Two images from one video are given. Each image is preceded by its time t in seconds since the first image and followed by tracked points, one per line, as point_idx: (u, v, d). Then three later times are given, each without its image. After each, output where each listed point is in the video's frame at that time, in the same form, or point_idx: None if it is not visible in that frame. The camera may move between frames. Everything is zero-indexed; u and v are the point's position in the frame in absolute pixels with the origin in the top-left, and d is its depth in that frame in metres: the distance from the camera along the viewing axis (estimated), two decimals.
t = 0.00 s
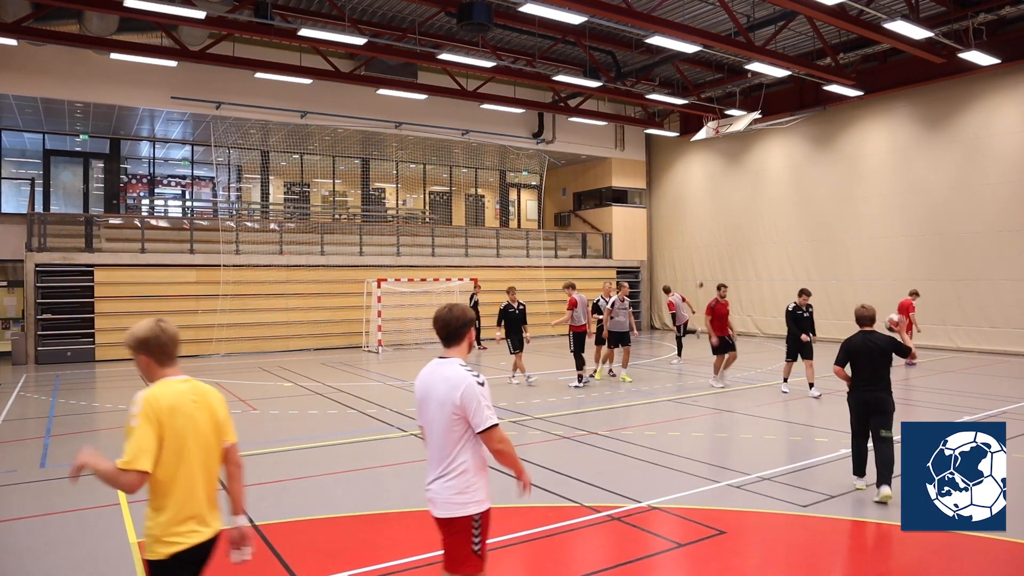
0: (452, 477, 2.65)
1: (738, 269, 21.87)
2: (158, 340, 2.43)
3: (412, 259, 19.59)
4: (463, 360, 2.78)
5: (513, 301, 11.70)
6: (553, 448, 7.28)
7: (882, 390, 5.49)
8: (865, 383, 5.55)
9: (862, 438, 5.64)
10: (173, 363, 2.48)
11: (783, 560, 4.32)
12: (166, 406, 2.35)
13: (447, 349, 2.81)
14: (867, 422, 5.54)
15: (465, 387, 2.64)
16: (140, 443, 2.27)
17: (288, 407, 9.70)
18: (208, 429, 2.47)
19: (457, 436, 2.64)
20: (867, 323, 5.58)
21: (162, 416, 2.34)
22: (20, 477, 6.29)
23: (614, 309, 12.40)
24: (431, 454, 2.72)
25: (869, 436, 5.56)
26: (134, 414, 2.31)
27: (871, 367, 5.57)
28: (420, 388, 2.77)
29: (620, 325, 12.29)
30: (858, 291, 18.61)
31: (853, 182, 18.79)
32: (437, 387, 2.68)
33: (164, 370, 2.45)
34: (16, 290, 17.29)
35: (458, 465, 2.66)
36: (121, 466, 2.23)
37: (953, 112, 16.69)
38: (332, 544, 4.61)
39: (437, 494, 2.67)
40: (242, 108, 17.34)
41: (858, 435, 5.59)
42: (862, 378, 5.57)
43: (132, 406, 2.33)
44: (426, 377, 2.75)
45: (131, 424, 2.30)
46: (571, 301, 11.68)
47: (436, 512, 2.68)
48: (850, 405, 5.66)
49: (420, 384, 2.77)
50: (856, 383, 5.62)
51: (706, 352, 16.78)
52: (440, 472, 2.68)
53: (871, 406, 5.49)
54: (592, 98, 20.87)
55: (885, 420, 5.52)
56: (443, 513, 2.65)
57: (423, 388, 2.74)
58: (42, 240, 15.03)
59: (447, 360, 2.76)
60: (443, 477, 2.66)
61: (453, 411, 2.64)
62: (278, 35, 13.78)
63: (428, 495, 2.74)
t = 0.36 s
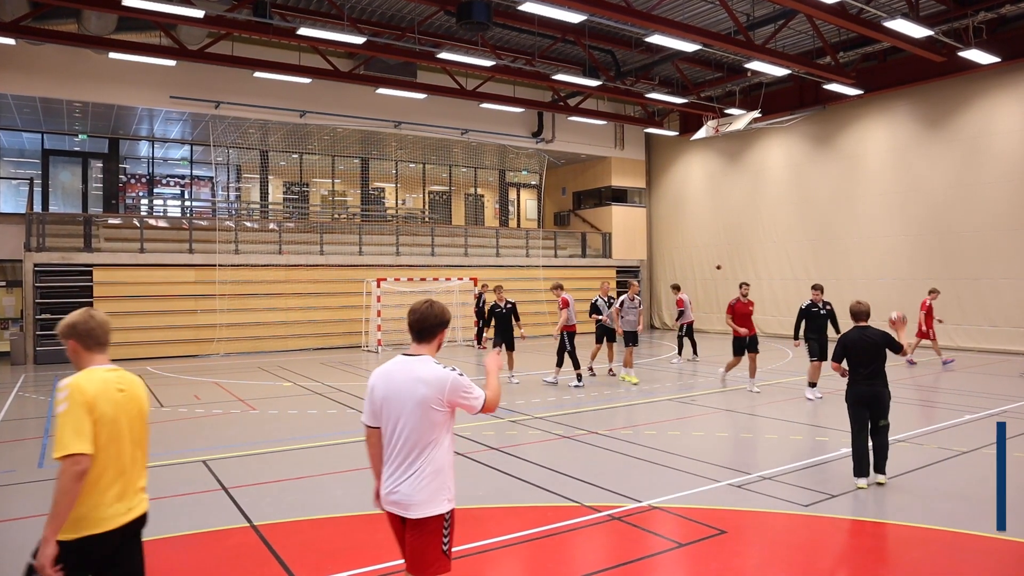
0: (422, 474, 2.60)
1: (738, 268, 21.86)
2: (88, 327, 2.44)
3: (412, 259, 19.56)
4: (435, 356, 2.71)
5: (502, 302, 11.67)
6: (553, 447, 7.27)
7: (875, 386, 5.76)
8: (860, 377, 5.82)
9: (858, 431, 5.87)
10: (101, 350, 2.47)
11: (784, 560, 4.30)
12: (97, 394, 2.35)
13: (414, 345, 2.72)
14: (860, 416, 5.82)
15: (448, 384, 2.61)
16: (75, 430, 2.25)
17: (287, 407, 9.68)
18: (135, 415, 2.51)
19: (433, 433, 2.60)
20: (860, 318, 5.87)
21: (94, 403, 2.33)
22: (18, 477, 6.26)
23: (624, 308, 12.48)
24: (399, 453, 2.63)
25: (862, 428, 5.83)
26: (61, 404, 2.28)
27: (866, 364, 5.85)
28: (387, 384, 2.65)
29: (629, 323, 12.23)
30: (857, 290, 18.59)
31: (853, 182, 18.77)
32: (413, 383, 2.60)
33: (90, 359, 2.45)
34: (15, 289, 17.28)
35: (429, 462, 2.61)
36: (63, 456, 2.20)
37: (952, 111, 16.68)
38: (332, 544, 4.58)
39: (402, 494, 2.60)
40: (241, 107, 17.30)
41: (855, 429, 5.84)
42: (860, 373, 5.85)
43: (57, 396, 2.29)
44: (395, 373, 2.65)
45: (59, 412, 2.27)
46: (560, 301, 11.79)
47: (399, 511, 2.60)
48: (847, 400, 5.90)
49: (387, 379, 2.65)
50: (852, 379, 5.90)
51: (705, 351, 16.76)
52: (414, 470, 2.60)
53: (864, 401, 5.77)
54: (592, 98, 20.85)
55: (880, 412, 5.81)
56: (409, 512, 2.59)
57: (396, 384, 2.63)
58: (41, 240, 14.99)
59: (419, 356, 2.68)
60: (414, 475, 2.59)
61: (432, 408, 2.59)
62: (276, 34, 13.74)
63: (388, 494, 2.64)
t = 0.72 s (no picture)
0: (396, 472, 2.60)
1: (737, 269, 21.85)
2: None
3: (411, 258, 19.55)
4: (392, 356, 2.70)
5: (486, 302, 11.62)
6: (552, 447, 7.26)
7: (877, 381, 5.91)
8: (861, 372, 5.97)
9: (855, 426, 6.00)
10: (3, 354, 2.48)
11: (783, 560, 4.29)
12: None
13: (370, 345, 2.68)
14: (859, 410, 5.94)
15: (414, 380, 2.64)
16: None
17: (285, 407, 9.66)
18: (38, 420, 2.52)
19: (402, 430, 2.61)
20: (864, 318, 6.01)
21: None
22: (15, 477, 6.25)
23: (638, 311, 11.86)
24: (367, 455, 2.59)
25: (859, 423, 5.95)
26: None
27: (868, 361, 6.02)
28: (349, 385, 2.59)
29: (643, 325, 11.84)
30: (857, 290, 18.59)
31: (852, 182, 18.77)
32: (380, 382, 2.58)
33: None
34: (14, 289, 17.27)
35: (401, 458, 2.62)
36: None
37: (953, 111, 16.66)
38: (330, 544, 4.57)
39: (377, 495, 2.57)
40: (239, 107, 17.28)
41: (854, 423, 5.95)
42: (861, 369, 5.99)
43: None
44: (357, 374, 2.60)
45: None
46: (546, 299, 11.84)
47: (373, 513, 2.56)
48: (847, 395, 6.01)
49: (348, 381, 2.59)
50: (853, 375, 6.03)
51: (705, 351, 16.76)
52: (385, 471, 2.59)
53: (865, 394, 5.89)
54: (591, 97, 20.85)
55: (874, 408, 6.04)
56: (384, 512, 2.57)
57: (359, 387, 2.58)
58: (39, 239, 14.94)
59: (378, 357, 2.66)
60: (388, 475, 2.58)
61: (401, 406, 2.60)
62: (276, 33, 13.71)
63: (357, 499, 2.57)
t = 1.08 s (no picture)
0: (344, 470, 2.63)
1: (737, 268, 21.86)
2: None
3: (410, 258, 19.55)
4: (337, 357, 2.74)
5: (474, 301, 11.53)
6: (551, 447, 7.26)
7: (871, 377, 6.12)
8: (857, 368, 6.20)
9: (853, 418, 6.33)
10: None
11: (783, 560, 4.28)
12: None
13: (314, 346, 2.69)
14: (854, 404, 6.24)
15: (362, 379, 2.70)
16: None
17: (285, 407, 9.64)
18: None
19: (351, 428, 2.65)
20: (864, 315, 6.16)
21: None
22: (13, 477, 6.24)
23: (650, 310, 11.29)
24: (316, 455, 2.60)
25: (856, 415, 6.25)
26: None
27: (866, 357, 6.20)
28: (296, 386, 2.60)
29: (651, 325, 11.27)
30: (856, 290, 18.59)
31: (851, 182, 18.77)
32: (328, 382, 2.61)
33: None
34: (13, 289, 17.26)
35: (350, 457, 2.65)
36: None
37: (952, 111, 16.66)
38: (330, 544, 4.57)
39: (326, 493, 2.59)
40: (238, 107, 17.26)
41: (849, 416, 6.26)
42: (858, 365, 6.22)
43: None
44: (304, 376, 2.61)
45: None
46: (532, 300, 11.80)
47: (322, 512, 2.58)
48: (844, 389, 6.30)
49: (295, 381, 2.60)
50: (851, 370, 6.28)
51: (704, 351, 16.75)
52: (335, 468, 2.61)
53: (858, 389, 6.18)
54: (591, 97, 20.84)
55: (876, 403, 6.15)
56: (334, 510, 2.59)
57: (307, 386, 2.60)
58: (39, 239, 14.92)
59: (324, 356, 2.68)
60: (338, 473, 2.61)
61: (349, 405, 2.63)
62: (275, 33, 13.69)
63: (307, 498, 2.58)
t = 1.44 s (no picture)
0: (322, 463, 2.75)
1: (737, 268, 21.86)
2: None
3: (410, 258, 19.55)
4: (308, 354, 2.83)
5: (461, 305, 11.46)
6: (551, 446, 7.26)
7: (871, 375, 6.30)
8: (855, 368, 6.38)
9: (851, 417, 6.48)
10: None
11: (783, 560, 4.27)
12: None
13: (286, 345, 2.75)
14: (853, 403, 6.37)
15: (335, 374, 2.81)
16: None
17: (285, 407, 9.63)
18: None
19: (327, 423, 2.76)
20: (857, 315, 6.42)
21: None
22: (12, 477, 6.23)
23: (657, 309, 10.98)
24: (297, 450, 2.68)
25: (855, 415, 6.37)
26: None
27: (861, 356, 6.41)
28: (272, 384, 2.66)
29: (665, 324, 10.86)
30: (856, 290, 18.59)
31: (851, 182, 18.77)
32: (304, 379, 2.70)
33: None
34: (13, 289, 17.26)
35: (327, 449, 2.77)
36: None
37: (952, 111, 16.67)
38: (330, 543, 4.57)
39: (307, 488, 2.68)
40: (238, 107, 17.26)
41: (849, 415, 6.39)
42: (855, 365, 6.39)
43: None
44: (279, 374, 2.68)
45: None
46: (515, 300, 11.76)
47: (304, 505, 2.67)
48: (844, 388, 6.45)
49: (272, 379, 2.66)
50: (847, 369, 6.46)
51: (704, 351, 16.75)
52: (318, 461, 2.72)
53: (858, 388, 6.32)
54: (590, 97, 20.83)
55: (871, 400, 6.38)
56: (315, 503, 2.70)
57: (285, 383, 2.68)
58: (39, 238, 14.92)
59: (297, 353, 2.76)
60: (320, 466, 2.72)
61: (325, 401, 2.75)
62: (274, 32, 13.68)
63: (291, 494, 2.66)
